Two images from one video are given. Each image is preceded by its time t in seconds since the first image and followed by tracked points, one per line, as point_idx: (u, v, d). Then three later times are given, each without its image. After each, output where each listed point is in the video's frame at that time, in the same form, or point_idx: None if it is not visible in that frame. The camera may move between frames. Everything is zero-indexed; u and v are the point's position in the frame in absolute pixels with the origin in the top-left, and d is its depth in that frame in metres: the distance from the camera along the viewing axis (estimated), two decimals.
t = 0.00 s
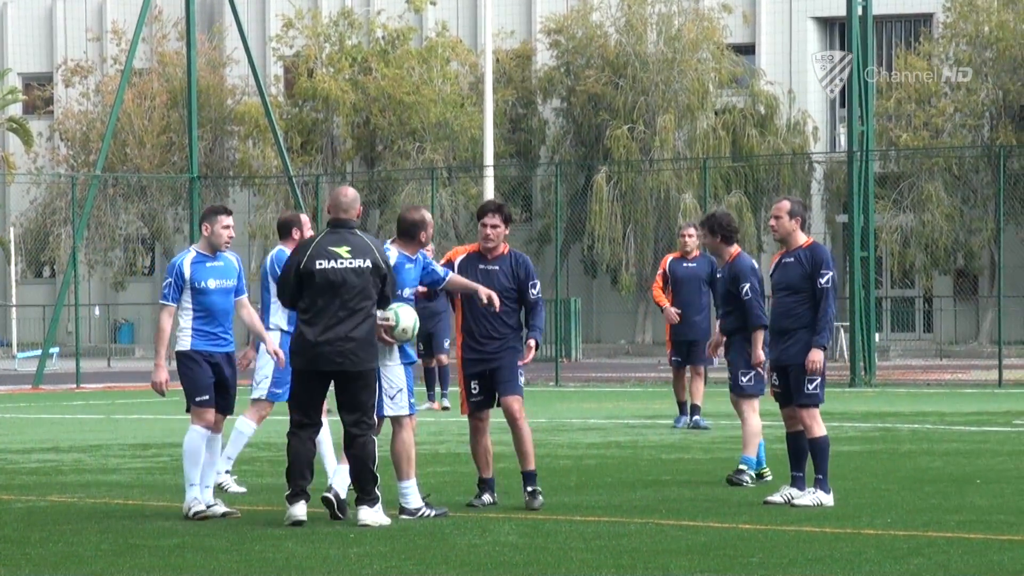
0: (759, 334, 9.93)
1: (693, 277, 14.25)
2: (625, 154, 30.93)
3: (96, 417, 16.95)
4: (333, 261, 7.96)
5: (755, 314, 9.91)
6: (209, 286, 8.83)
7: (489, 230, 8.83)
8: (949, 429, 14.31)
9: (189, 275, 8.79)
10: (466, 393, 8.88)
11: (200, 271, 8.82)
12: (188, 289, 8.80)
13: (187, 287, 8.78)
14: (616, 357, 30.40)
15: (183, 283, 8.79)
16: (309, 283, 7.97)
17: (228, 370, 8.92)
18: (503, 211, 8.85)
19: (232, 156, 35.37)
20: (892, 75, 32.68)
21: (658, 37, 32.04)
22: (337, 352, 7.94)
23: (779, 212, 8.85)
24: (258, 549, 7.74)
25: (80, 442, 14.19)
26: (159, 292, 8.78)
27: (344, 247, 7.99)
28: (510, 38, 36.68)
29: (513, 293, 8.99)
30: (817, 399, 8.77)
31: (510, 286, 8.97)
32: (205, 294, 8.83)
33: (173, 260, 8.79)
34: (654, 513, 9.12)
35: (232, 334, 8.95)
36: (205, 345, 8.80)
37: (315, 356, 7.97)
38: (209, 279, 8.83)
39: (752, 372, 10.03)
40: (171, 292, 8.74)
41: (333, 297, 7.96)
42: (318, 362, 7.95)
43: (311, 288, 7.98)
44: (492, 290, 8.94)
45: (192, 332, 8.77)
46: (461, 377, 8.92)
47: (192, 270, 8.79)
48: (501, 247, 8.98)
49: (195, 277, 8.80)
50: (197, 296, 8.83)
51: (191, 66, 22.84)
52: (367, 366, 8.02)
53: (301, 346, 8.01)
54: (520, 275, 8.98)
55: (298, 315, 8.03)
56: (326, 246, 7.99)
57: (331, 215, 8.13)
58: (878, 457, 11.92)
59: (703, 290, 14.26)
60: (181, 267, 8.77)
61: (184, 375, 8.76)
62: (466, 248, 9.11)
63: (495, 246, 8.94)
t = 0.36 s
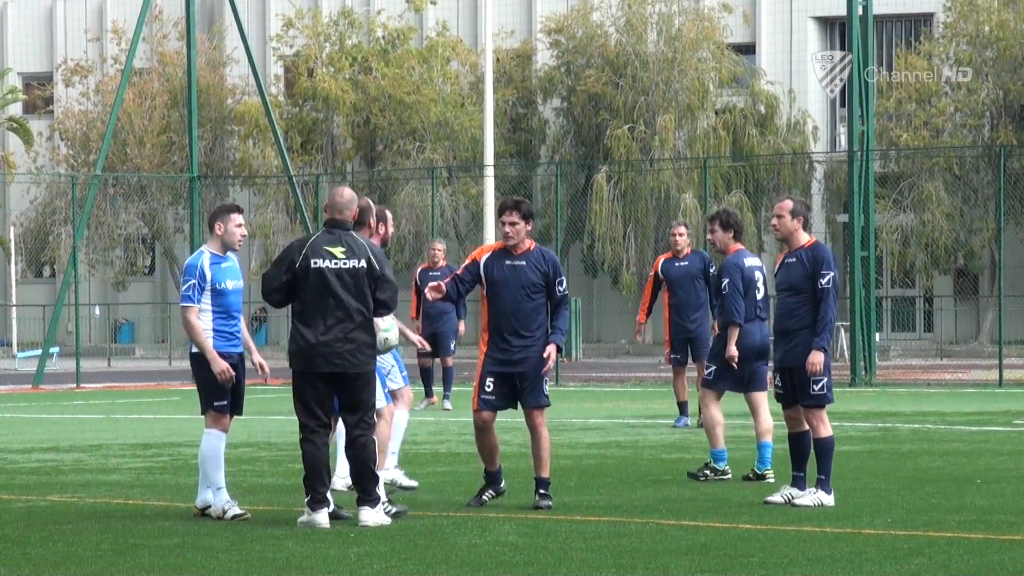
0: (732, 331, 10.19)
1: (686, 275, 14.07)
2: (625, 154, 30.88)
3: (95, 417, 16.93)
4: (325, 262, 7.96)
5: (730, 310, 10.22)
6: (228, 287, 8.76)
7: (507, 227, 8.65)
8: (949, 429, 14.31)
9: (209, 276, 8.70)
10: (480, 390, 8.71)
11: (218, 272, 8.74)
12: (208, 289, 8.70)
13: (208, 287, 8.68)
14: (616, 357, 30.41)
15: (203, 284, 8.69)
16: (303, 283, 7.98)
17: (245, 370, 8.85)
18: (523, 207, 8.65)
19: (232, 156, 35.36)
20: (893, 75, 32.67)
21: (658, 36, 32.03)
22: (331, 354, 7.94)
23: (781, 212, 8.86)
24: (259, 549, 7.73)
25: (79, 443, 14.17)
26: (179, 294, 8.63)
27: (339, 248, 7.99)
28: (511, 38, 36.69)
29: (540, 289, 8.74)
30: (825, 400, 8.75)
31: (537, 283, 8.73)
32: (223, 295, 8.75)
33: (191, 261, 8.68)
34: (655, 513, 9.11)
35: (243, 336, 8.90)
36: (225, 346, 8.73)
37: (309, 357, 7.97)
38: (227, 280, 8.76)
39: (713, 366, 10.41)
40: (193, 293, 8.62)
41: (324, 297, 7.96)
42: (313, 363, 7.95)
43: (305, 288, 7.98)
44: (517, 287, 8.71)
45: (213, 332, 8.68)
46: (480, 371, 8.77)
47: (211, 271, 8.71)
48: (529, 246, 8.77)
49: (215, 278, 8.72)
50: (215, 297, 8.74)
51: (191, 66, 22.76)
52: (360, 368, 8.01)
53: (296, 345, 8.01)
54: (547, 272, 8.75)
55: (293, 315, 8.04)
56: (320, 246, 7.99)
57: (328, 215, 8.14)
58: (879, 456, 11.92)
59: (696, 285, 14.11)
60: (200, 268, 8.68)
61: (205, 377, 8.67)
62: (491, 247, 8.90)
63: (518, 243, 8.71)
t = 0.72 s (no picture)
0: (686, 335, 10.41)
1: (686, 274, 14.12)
2: (626, 155, 30.87)
3: (95, 418, 16.91)
4: (331, 263, 8.00)
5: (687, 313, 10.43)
6: (240, 285, 8.70)
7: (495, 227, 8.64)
8: (951, 429, 14.32)
9: (223, 273, 8.62)
10: (466, 382, 8.71)
11: (231, 270, 8.67)
12: (222, 287, 8.63)
13: (222, 286, 8.61)
14: (617, 358, 30.41)
15: (218, 281, 8.61)
16: (310, 285, 7.96)
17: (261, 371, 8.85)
18: (509, 206, 8.64)
19: (233, 156, 35.39)
20: (893, 75, 32.68)
21: (659, 37, 32.06)
22: (335, 355, 7.97)
23: (786, 212, 8.85)
24: (262, 549, 7.74)
25: (80, 443, 14.18)
26: (194, 292, 8.52)
27: (343, 250, 8.04)
28: (511, 39, 36.74)
29: (530, 289, 8.70)
30: (828, 402, 8.81)
31: (526, 283, 8.70)
32: (235, 293, 8.70)
33: (205, 258, 8.56)
34: (656, 514, 9.11)
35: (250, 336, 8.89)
36: (237, 346, 8.71)
37: (312, 359, 7.97)
38: (240, 278, 8.70)
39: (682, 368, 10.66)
40: (207, 291, 8.53)
41: (332, 298, 7.99)
42: (313, 363, 7.95)
43: (311, 290, 7.97)
44: (506, 286, 8.70)
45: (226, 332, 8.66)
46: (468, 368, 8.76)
47: (225, 269, 8.62)
48: (514, 245, 8.78)
49: (228, 276, 8.65)
50: (228, 295, 8.68)
51: (193, 66, 22.64)
52: (359, 370, 8.07)
53: (296, 346, 7.99)
54: (537, 271, 8.71)
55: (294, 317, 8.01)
56: (325, 247, 8.01)
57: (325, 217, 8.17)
58: (880, 457, 11.93)
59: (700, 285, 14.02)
60: (215, 265, 8.57)
61: (219, 379, 8.65)
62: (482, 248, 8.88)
63: (506, 242, 8.71)
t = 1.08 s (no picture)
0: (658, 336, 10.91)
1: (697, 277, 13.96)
2: (625, 152, 30.86)
3: (93, 416, 16.86)
4: (341, 258, 8.01)
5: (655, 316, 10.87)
6: (237, 284, 8.84)
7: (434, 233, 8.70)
8: (949, 427, 14.30)
9: (219, 272, 8.80)
10: (421, 385, 8.90)
11: (228, 269, 8.83)
12: (217, 285, 8.81)
13: (217, 284, 8.80)
14: (617, 356, 30.38)
15: (214, 279, 8.80)
16: (323, 282, 7.94)
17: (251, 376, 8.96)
18: (445, 211, 8.67)
19: (232, 153, 35.37)
20: (893, 74, 32.68)
21: (659, 35, 32.08)
22: (349, 350, 8.01)
23: (789, 210, 8.86)
24: (260, 548, 7.72)
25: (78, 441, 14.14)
26: (190, 289, 8.74)
27: (347, 245, 8.06)
28: (511, 36, 36.73)
29: (472, 292, 8.78)
30: (829, 400, 8.83)
31: (468, 285, 8.77)
32: (232, 292, 8.84)
33: (202, 255, 8.76)
34: (655, 513, 9.09)
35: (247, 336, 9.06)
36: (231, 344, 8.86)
37: (328, 356, 7.96)
38: (236, 278, 8.84)
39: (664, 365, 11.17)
40: (202, 288, 8.74)
41: (344, 294, 8.01)
42: (330, 360, 7.96)
43: (325, 287, 7.95)
44: (450, 290, 8.81)
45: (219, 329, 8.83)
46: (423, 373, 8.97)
47: (222, 268, 8.81)
48: (457, 247, 8.82)
49: (224, 275, 8.82)
50: (224, 294, 8.84)
51: (192, 62, 22.54)
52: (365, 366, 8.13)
53: (308, 345, 7.95)
54: (477, 272, 8.75)
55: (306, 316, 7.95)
56: (332, 243, 8.00)
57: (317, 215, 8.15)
58: (878, 455, 11.90)
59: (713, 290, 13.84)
60: (211, 263, 8.76)
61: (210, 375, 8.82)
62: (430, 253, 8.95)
63: (447, 246, 8.77)
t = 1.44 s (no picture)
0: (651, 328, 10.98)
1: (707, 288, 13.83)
2: (625, 152, 30.85)
3: (94, 416, 16.86)
4: (340, 258, 8.01)
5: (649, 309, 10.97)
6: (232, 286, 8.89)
7: (398, 231, 8.73)
8: (949, 427, 14.30)
9: (215, 275, 8.86)
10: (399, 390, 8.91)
11: (224, 272, 8.88)
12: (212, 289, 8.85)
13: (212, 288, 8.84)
14: (618, 356, 30.36)
15: (208, 283, 8.85)
16: (321, 282, 7.95)
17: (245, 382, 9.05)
18: (409, 209, 8.67)
19: (232, 153, 35.40)
20: (893, 74, 32.68)
21: (659, 35, 32.05)
22: (349, 350, 8.00)
23: (791, 211, 8.85)
24: (261, 547, 7.73)
25: (78, 441, 14.14)
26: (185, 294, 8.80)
27: (345, 244, 8.06)
28: (511, 37, 36.76)
29: (436, 286, 8.83)
30: (832, 400, 8.82)
31: (432, 280, 8.83)
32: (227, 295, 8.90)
33: (197, 259, 8.82)
34: (656, 513, 9.09)
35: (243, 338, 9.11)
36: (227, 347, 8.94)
37: (329, 355, 7.95)
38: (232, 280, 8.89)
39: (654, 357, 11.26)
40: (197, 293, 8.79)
41: (343, 294, 8.01)
42: (331, 360, 7.95)
43: (324, 287, 7.95)
44: (415, 286, 8.86)
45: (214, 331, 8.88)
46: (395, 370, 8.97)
47: (217, 271, 8.86)
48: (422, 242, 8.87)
49: (220, 278, 8.86)
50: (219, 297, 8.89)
51: (192, 62, 22.42)
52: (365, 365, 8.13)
53: (308, 346, 7.94)
54: (442, 267, 8.81)
55: (304, 315, 7.95)
56: (331, 242, 8.01)
57: (313, 216, 8.15)
58: (878, 456, 11.89)
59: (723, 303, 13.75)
60: (206, 267, 8.82)
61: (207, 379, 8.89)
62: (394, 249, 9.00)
63: (412, 242, 8.81)
